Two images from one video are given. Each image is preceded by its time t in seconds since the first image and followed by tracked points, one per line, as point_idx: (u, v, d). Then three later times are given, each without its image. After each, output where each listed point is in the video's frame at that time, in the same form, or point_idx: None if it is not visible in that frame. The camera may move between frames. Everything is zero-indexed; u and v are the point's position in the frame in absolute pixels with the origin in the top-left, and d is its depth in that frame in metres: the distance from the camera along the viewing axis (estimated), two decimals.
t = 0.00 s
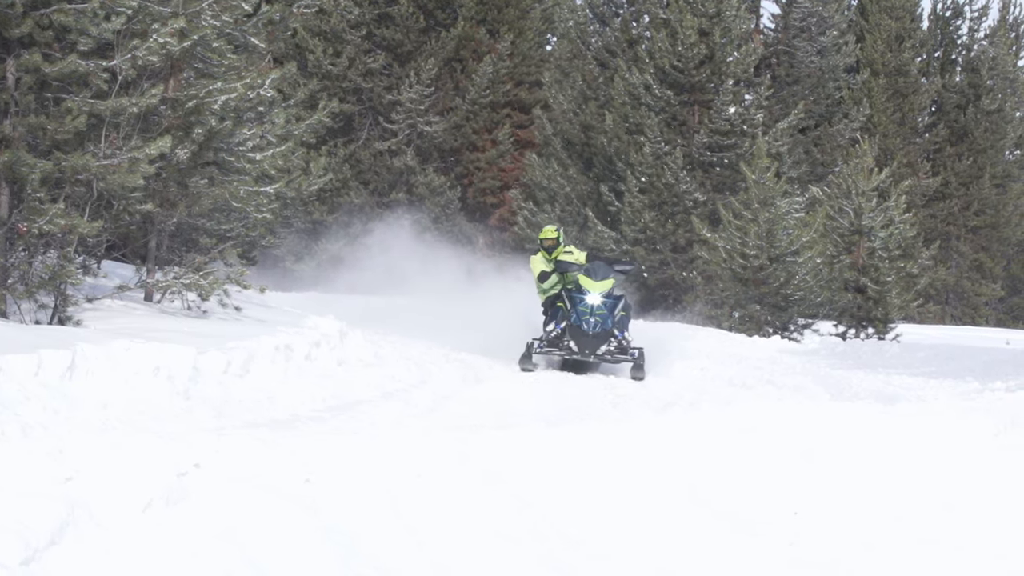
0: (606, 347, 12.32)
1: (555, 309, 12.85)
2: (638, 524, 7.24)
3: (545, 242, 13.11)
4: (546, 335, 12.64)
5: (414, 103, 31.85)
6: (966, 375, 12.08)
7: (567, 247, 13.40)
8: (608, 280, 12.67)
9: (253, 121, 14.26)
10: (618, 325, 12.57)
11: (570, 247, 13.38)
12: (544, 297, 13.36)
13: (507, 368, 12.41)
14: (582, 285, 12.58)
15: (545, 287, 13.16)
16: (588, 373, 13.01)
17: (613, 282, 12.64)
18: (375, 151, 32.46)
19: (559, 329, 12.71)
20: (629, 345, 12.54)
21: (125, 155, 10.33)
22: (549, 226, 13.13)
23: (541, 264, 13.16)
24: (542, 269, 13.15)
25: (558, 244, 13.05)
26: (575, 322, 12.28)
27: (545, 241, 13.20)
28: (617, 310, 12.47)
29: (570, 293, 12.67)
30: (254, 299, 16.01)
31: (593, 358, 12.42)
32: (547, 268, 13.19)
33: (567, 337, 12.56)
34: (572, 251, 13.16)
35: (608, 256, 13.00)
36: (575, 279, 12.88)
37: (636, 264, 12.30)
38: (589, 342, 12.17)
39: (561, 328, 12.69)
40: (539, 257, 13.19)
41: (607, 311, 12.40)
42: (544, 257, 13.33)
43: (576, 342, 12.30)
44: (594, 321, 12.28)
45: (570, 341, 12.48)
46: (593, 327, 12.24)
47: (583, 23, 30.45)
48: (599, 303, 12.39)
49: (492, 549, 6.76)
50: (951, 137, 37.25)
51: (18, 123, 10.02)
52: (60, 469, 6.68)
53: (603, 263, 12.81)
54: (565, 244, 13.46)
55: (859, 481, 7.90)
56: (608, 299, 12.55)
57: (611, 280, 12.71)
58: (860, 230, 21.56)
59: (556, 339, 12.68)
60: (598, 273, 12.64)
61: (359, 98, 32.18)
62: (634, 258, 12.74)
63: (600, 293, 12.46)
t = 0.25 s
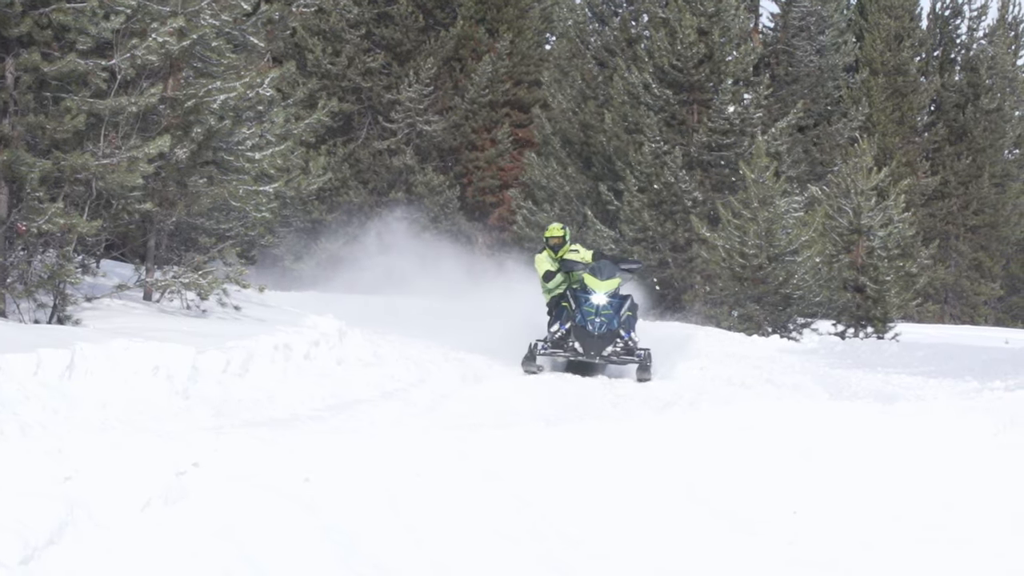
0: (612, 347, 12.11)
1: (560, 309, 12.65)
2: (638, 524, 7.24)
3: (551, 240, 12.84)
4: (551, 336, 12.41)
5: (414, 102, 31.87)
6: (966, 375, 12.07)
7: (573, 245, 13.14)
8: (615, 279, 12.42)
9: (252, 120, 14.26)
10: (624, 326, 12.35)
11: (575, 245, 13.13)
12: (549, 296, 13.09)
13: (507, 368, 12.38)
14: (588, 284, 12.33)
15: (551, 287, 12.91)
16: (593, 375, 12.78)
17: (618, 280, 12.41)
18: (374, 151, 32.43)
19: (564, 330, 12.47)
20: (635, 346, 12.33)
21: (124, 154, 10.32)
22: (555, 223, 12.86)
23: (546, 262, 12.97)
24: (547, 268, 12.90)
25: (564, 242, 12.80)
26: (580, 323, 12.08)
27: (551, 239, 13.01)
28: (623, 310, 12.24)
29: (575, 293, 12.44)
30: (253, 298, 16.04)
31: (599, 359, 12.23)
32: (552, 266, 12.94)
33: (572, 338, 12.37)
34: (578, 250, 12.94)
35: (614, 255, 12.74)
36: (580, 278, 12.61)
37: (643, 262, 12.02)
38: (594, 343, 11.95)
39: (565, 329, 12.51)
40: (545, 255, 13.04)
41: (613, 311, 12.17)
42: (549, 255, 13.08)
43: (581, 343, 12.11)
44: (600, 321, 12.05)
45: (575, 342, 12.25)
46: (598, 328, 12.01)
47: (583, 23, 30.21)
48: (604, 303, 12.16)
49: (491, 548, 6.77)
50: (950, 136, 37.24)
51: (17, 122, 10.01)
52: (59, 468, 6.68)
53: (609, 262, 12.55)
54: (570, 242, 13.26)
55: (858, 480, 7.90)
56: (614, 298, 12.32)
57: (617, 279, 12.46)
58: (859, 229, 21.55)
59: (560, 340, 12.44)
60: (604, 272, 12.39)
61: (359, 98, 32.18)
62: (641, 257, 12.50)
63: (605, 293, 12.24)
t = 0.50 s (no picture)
0: (617, 349, 11.93)
1: (564, 309, 12.44)
2: (637, 523, 7.24)
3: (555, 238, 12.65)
4: (555, 338, 12.25)
5: (413, 101, 31.89)
6: (965, 374, 12.06)
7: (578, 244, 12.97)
8: (619, 279, 12.28)
9: (251, 120, 14.26)
10: (629, 327, 12.20)
11: (580, 245, 12.97)
12: (553, 296, 12.85)
13: (506, 368, 12.37)
14: (592, 284, 12.18)
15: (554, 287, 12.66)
16: (599, 378, 12.61)
17: (623, 279, 12.28)
18: (373, 150, 32.40)
19: (568, 331, 12.31)
20: (641, 347, 12.18)
21: (124, 153, 10.31)
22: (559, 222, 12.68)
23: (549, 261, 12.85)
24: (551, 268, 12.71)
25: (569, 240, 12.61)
26: (585, 324, 11.91)
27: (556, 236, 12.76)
28: (627, 310, 12.10)
29: (579, 293, 12.26)
30: (253, 297, 16.06)
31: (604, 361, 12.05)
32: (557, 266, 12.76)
33: (577, 339, 12.18)
34: (583, 248, 12.88)
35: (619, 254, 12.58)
36: (584, 278, 12.44)
37: (648, 260, 11.91)
38: (600, 345, 11.78)
39: (570, 330, 12.30)
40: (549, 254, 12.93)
41: (618, 312, 12.02)
42: (553, 255, 12.91)
43: (586, 345, 11.93)
44: (605, 322, 11.90)
45: (579, 343, 12.06)
46: (603, 329, 11.85)
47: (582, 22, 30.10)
48: (609, 303, 12.01)
49: (491, 547, 6.77)
50: (950, 135, 37.22)
51: (16, 121, 10.00)
52: (59, 466, 6.69)
53: (614, 260, 12.38)
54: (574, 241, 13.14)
55: (857, 479, 7.91)
56: (618, 299, 12.18)
57: (621, 279, 12.32)
58: (858, 229, 21.56)
59: (564, 341, 12.26)
60: (608, 271, 12.23)
61: (359, 97, 32.19)
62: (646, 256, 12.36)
63: (610, 292, 12.10)
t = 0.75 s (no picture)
0: (623, 352, 11.78)
1: (568, 311, 12.38)
2: (637, 523, 7.23)
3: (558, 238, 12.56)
4: (559, 341, 12.12)
5: (413, 101, 31.90)
6: (965, 374, 12.06)
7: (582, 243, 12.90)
8: (626, 278, 12.09)
9: (251, 119, 14.27)
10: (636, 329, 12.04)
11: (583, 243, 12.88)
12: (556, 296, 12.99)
13: (506, 368, 12.36)
14: (597, 285, 12.03)
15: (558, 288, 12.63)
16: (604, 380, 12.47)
17: (629, 279, 12.06)
18: (373, 150, 32.40)
19: (572, 334, 12.18)
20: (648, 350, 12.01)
21: (123, 153, 10.30)
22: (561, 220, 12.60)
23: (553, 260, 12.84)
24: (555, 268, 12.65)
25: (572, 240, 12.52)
26: (589, 326, 11.78)
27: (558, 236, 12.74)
28: (634, 312, 11.92)
29: (584, 294, 12.14)
30: (253, 296, 16.07)
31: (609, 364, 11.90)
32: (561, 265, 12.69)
33: (581, 342, 12.06)
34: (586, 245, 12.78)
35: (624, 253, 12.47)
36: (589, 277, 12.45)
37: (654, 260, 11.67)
38: (604, 348, 11.65)
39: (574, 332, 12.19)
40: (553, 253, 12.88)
41: (624, 314, 11.85)
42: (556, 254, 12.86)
43: (590, 348, 11.79)
44: (609, 325, 11.74)
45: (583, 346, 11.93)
46: (608, 332, 11.70)
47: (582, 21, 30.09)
48: (614, 306, 11.85)
49: (492, 547, 6.78)
50: (949, 135, 37.25)
51: (16, 121, 9.98)
52: (58, 465, 6.71)
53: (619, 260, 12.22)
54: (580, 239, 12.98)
55: (855, 477, 7.92)
56: (625, 300, 12.00)
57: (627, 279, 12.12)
58: (858, 228, 21.59)
59: (568, 344, 12.15)
60: (613, 271, 12.07)
61: (358, 97, 32.19)
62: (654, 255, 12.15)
63: (615, 294, 11.92)
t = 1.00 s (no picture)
0: (626, 355, 11.75)
1: (571, 313, 12.38)
2: (637, 523, 7.23)
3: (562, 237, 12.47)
4: (562, 343, 12.11)
5: (414, 101, 31.89)
6: (966, 373, 12.06)
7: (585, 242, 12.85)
8: (630, 279, 12.04)
9: (252, 119, 14.27)
10: (640, 332, 11.98)
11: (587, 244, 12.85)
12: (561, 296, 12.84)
13: (507, 367, 12.36)
14: (601, 286, 11.98)
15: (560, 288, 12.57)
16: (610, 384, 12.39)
17: (633, 280, 12.01)
18: (373, 149, 32.41)
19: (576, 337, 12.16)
20: (654, 353, 11.93)
21: (124, 152, 10.30)
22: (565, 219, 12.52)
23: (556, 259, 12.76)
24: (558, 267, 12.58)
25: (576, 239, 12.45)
26: (592, 329, 11.73)
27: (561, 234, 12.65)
28: (637, 315, 11.87)
29: (588, 296, 12.11)
30: (254, 296, 16.08)
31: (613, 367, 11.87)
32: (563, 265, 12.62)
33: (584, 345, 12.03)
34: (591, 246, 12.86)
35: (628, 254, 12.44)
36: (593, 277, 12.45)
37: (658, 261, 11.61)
38: (607, 351, 11.60)
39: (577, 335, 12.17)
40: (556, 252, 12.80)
41: (628, 317, 11.79)
42: (559, 254, 12.79)
43: (593, 352, 11.74)
44: (612, 328, 11.70)
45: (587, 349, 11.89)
46: (610, 335, 11.66)
47: (583, 21, 30.11)
48: (617, 308, 11.79)
49: (492, 547, 6.77)
50: (950, 134, 37.23)
51: (17, 120, 9.98)
52: (58, 465, 6.72)
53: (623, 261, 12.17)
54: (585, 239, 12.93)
55: (855, 476, 7.93)
56: (629, 302, 11.95)
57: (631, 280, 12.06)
58: (859, 228, 21.56)
59: (571, 347, 12.11)
60: (617, 272, 12.02)
61: (359, 97, 32.18)
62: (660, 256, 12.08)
63: (618, 295, 11.86)
